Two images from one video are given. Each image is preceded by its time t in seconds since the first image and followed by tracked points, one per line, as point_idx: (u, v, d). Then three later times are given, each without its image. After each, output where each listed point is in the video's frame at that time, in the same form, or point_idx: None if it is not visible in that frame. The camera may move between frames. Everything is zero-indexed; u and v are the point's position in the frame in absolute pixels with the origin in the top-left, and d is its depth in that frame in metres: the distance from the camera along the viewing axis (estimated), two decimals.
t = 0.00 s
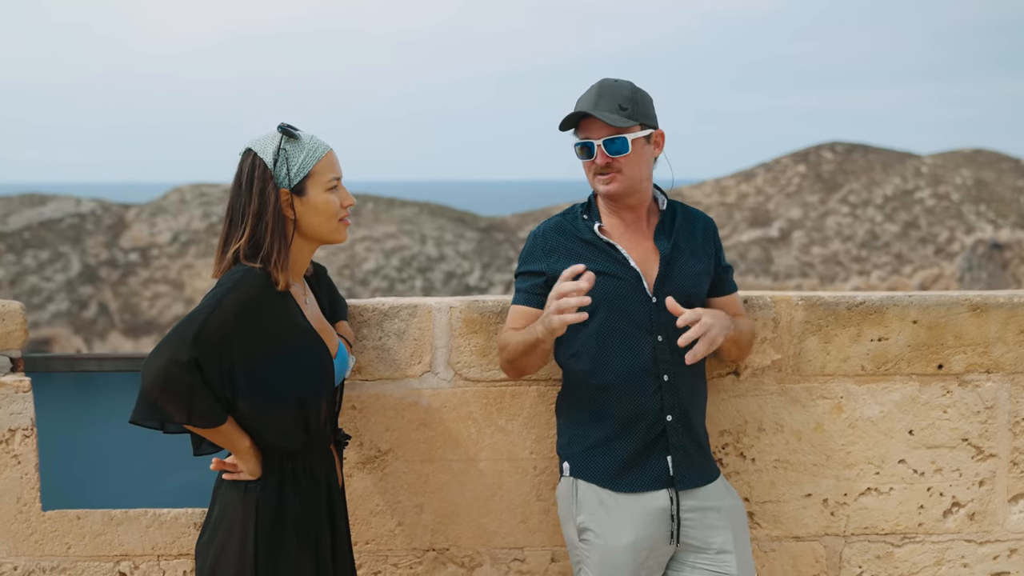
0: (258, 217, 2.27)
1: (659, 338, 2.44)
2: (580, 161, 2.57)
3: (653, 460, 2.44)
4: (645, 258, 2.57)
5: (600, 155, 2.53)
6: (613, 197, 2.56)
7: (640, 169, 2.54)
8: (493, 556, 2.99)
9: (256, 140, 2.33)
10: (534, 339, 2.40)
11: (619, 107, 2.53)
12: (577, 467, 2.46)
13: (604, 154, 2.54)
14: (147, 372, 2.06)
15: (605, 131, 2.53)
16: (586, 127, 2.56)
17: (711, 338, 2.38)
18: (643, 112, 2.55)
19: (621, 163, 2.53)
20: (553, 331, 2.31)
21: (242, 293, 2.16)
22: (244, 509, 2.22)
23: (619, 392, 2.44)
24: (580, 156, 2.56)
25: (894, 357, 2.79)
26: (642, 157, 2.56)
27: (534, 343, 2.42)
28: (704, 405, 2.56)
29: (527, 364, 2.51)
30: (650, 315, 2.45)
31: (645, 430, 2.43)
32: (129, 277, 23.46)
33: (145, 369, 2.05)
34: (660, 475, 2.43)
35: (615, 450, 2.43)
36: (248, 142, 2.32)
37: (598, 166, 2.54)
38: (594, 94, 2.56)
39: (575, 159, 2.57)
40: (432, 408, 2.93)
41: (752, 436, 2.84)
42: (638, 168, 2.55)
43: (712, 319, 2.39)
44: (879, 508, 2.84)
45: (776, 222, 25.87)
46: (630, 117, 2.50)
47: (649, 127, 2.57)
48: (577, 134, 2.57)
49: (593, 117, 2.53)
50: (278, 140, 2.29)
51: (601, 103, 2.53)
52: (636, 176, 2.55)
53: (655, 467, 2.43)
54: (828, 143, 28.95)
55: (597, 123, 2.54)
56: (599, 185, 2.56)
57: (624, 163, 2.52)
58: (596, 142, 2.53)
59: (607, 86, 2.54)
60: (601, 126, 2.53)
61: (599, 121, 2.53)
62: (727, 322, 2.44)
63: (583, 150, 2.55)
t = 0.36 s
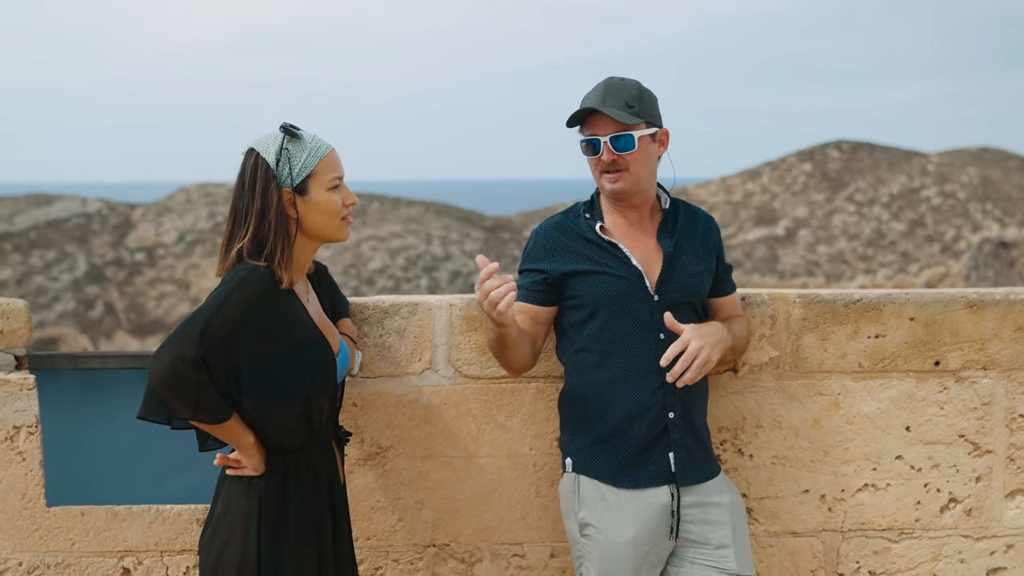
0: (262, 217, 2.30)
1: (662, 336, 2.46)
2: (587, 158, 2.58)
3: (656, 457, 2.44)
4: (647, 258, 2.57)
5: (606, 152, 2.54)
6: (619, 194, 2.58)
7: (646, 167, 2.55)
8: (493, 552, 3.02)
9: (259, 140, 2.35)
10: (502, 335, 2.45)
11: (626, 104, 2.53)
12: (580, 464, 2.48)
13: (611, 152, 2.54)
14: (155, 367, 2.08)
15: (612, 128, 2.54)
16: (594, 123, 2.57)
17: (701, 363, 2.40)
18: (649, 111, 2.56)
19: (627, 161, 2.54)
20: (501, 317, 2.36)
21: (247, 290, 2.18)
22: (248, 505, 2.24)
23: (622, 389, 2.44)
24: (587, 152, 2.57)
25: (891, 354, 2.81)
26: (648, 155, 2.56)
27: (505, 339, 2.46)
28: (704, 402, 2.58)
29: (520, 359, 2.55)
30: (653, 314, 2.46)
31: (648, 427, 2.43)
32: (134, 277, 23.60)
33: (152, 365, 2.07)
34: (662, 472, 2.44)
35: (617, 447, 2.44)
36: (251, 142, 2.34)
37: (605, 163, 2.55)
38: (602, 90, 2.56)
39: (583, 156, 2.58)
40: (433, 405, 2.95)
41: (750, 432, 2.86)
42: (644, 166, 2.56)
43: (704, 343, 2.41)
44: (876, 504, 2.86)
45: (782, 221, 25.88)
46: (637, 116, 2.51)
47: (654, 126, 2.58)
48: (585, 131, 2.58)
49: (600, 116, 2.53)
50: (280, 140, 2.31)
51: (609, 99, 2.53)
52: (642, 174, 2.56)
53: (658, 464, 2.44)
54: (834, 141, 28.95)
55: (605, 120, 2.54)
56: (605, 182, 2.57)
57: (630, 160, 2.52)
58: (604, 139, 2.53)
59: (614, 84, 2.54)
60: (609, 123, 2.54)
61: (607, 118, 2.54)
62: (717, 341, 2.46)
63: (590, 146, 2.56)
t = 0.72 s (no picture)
0: (264, 215, 2.32)
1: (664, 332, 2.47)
2: (603, 153, 2.52)
3: (656, 452, 2.45)
4: (648, 254, 2.56)
5: (626, 144, 2.49)
6: (635, 188, 2.54)
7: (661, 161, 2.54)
8: (493, 546, 3.04)
9: (261, 139, 2.37)
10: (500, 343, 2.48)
11: (641, 98, 2.51)
12: (582, 459, 2.49)
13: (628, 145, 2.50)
14: (158, 362, 2.10)
15: (628, 121, 2.51)
16: (606, 118, 2.53)
17: (690, 356, 2.40)
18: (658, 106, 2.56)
19: (645, 154, 2.51)
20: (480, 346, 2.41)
21: (249, 287, 2.21)
22: (250, 500, 2.27)
23: (623, 385, 2.45)
24: (603, 148, 2.51)
25: (887, 349, 2.83)
26: (659, 148, 2.56)
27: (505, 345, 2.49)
28: (704, 398, 2.59)
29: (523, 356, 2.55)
30: (656, 312, 2.48)
31: (648, 423, 2.44)
32: (139, 276, 23.73)
33: (155, 360, 2.09)
34: (662, 467, 2.45)
35: (617, 442, 2.45)
36: (253, 141, 2.37)
37: (623, 157, 2.50)
38: (613, 85, 2.51)
39: (598, 150, 2.52)
40: (433, 400, 2.97)
41: (748, 427, 2.88)
42: (657, 159, 2.55)
43: (698, 337, 2.42)
44: (873, 499, 2.88)
45: (787, 219, 25.88)
46: (654, 111, 2.51)
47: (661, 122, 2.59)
48: (598, 126, 2.53)
49: (617, 108, 2.51)
50: (282, 139, 2.33)
51: (625, 92, 2.50)
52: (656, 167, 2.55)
53: (657, 459, 2.45)
54: (839, 139, 28.93)
55: (620, 114, 2.51)
56: (622, 176, 2.52)
57: (650, 152, 2.50)
58: (623, 132, 2.50)
59: (625, 78, 2.52)
60: (625, 116, 2.51)
61: (624, 111, 2.51)
62: (711, 339, 2.47)
63: (608, 141, 2.50)
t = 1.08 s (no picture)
0: (266, 214, 2.34)
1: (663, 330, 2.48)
2: (597, 151, 2.54)
3: (655, 449, 2.47)
4: (646, 251, 2.58)
5: (620, 144, 2.51)
6: (628, 188, 2.56)
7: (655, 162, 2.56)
8: (494, 542, 3.06)
9: (262, 138, 2.40)
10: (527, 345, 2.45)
11: (638, 99, 2.52)
12: (584, 456, 2.51)
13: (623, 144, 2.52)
14: (162, 360, 2.13)
15: (625, 121, 2.53)
16: (602, 117, 2.54)
17: (670, 346, 2.40)
18: (654, 107, 2.57)
19: (639, 154, 2.53)
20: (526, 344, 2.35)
21: (251, 286, 2.23)
22: (252, 496, 2.29)
23: (623, 381, 2.47)
24: (597, 146, 2.53)
25: (885, 347, 2.88)
26: (654, 149, 2.58)
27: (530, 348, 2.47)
28: (704, 394, 2.60)
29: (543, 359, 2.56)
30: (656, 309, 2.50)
31: (647, 420, 2.46)
32: (144, 275, 23.83)
33: (159, 357, 2.12)
34: (662, 463, 2.47)
35: (617, 439, 2.47)
36: (255, 140, 2.39)
37: (617, 156, 2.52)
38: (611, 85, 2.52)
39: (592, 148, 2.54)
40: (434, 398, 3.00)
41: (747, 424, 2.92)
42: (652, 160, 2.57)
43: (683, 334, 2.43)
44: (872, 495, 2.94)
45: (792, 217, 25.86)
46: (650, 112, 2.52)
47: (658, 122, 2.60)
48: (594, 124, 2.55)
49: (614, 108, 2.52)
50: (283, 138, 2.35)
51: (622, 93, 2.51)
52: (650, 167, 2.57)
53: (657, 455, 2.47)
54: (844, 137, 28.87)
55: (617, 113, 2.53)
56: (615, 176, 2.54)
57: (644, 153, 2.52)
58: (618, 131, 2.51)
59: (624, 78, 2.53)
60: (620, 116, 2.53)
61: (620, 111, 2.53)
62: (699, 335, 2.48)
63: (602, 140, 2.52)
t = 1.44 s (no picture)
0: (268, 215, 2.36)
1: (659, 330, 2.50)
2: (599, 152, 2.55)
3: (652, 447, 2.48)
4: (645, 251, 2.60)
5: (624, 145, 2.53)
6: (631, 188, 2.57)
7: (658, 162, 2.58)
8: (495, 540, 3.08)
9: (264, 140, 2.41)
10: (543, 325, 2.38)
11: (641, 100, 2.54)
12: (581, 455, 2.52)
13: (626, 145, 2.53)
14: (165, 359, 2.15)
15: (628, 122, 2.54)
16: (606, 118, 2.55)
17: (666, 346, 2.43)
18: (657, 108, 2.59)
19: (642, 155, 2.54)
20: (562, 311, 2.29)
21: (254, 286, 2.24)
22: (254, 495, 2.31)
23: (621, 380, 2.49)
24: (600, 147, 2.54)
25: (884, 346, 2.90)
26: (656, 151, 2.59)
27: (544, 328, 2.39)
28: (701, 394, 2.62)
29: (545, 353, 2.50)
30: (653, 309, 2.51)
31: (644, 419, 2.48)
32: (148, 275, 23.91)
33: (162, 356, 2.14)
34: (659, 462, 2.48)
35: (614, 438, 2.49)
36: (256, 142, 2.41)
37: (620, 157, 2.54)
38: (614, 86, 2.54)
39: (596, 150, 2.55)
40: (435, 397, 3.01)
41: (747, 423, 2.94)
42: (654, 160, 2.58)
43: (679, 336, 2.45)
44: (871, 493, 2.96)
45: (797, 216, 25.83)
46: (653, 113, 2.54)
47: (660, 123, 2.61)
48: (598, 125, 2.56)
49: (617, 109, 2.54)
50: (284, 140, 2.37)
51: (626, 94, 2.52)
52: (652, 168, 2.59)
53: (654, 454, 2.48)
54: (848, 136, 28.83)
55: (620, 114, 2.54)
56: (618, 176, 2.55)
57: (647, 154, 2.53)
58: (622, 132, 2.52)
59: (628, 80, 2.55)
60: (624, 118, 2.54)
61: (623, 113, 2.54)
62: (695, 338, 2.49)
63: (606, 140, 2.53)
